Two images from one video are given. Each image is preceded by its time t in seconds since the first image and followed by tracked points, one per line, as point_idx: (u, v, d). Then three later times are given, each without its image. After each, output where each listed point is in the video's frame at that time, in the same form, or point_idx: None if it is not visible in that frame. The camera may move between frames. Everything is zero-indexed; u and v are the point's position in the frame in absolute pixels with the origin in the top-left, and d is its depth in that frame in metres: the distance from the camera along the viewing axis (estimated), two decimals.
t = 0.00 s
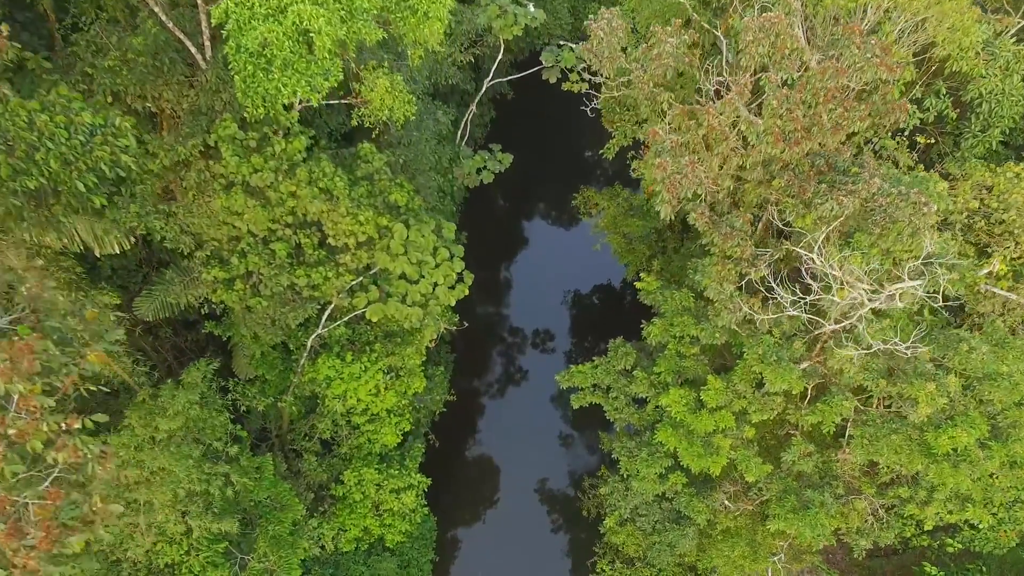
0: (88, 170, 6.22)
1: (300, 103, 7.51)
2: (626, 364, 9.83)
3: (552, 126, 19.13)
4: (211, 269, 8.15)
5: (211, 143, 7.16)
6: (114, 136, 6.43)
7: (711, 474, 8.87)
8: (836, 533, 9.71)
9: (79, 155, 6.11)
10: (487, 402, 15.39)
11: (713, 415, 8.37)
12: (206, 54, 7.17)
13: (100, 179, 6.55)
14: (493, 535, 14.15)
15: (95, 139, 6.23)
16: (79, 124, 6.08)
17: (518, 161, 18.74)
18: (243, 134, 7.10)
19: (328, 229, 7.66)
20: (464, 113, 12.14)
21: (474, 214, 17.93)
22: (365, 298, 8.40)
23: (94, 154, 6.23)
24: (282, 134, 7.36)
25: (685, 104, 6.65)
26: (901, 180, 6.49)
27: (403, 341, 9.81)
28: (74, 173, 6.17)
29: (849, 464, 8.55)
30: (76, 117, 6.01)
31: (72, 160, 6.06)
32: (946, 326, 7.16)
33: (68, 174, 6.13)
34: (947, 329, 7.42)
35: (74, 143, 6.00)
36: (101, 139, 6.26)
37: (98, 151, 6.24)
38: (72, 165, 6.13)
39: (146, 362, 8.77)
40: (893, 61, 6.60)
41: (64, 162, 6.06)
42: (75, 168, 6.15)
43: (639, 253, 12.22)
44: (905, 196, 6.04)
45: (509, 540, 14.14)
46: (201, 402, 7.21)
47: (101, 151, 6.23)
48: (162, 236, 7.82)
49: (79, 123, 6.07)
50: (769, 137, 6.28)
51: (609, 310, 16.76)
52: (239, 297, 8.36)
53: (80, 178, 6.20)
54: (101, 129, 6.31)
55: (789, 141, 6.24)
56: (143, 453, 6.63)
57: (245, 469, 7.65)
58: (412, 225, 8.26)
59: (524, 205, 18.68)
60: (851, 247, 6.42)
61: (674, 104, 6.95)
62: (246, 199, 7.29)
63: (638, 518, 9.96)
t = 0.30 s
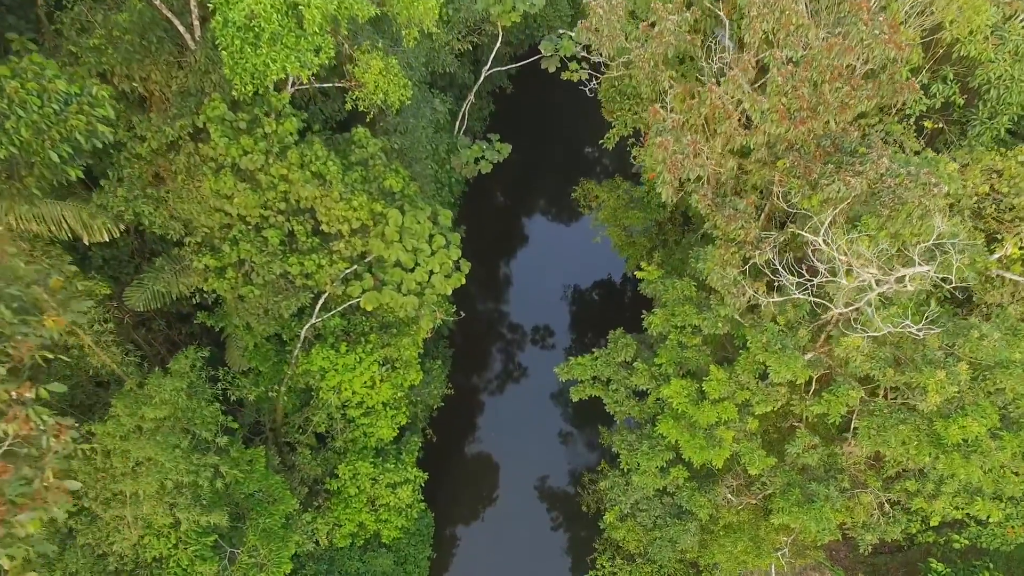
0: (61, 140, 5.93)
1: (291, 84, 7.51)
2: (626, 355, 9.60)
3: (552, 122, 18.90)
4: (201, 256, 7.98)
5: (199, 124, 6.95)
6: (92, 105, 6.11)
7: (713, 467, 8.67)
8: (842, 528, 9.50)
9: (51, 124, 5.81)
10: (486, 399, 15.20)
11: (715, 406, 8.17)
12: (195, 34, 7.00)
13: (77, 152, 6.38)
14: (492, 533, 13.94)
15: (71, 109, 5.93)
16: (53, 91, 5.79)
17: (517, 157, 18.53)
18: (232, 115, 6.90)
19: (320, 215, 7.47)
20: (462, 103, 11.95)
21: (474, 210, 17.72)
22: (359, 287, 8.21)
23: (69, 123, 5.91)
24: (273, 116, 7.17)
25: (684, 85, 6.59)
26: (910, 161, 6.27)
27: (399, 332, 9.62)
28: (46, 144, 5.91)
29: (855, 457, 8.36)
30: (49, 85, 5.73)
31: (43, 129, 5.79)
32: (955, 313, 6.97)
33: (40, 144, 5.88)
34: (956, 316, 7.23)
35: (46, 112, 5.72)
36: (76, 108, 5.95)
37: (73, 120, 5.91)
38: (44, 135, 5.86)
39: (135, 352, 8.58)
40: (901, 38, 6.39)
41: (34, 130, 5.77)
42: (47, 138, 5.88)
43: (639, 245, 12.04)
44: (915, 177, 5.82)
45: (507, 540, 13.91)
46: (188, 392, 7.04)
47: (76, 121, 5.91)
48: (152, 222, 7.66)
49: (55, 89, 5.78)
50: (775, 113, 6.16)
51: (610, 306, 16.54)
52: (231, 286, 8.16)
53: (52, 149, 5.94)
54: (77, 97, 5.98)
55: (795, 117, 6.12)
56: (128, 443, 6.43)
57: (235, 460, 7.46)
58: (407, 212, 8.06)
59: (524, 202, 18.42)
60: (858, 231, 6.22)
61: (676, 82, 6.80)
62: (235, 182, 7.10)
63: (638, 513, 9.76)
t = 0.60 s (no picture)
0: (33, 107, 5.63)
1: (283, 66, 7.39)
2: (627, 346, 9.38)
3: (553, 119, 18.72)
4: (190, 244, 7.79)
5: (188, 105, 6.77)
6: (66, 73, 5.80)
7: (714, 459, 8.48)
8: (847, 522, 9.32)
9: (22, 90, 5.50)
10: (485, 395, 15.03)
11: (717, 397, 7.99)
12: (183, 13, 6.84)
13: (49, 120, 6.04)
14: (491, 531, 13.75)
15: (45, 77, 5.61)
16: (23, 55, 5.42)
17: (518, 154, 18.36)
18: (221, 95, 6.74)
19: (312, 200, 7.29)
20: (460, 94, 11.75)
21: (473, 206, 17.55)
22: (353, 276, 8.02)
23: (42, 91, 5.61)
24: (263, 98, 6.99)
25: (685, 63, 6.45)
26: (919, 141, 6.07)
27: (394, 323, 9.44)
28: (17, 112, 5.58)
29: (859, 449, 8.19)
30: (19, 48, 5.36)
31: (13, 95, 5.46)
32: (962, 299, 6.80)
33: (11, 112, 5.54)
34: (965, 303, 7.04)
35: (17, 78, 5.37)
36: (49, 75, 5.63)
37: (46, 87, 5.61)
38: (14, 102, 5.53)
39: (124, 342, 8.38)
40: (910, 14, 6.20)
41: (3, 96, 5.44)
42: (18, 106, 5.55)
43: (640, 237, 11.86)
44: (924, 156, 5.63)
45: (505, 538, 13.72)
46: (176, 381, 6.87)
47: (49, 88, 5.61)
48: (140, 208, 7.46)
49: (25, 53, 5.42)
50: (778, 91, 6.01)
51: (611, 301, 16.32)
52: (222, 275, 7.96)
53: (24, 118, 5.64)
54: (50, 63, 5.67)
55: (800, 95, 5.97)
56: (113, 432, 6.25)
57: (224, 451, 7.28)
58: (401, 198, 7.88)
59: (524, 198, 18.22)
60: (864, 213, 6.03)
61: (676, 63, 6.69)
62: (224, 164, 6.92)
63: (639, 508, 9.57)
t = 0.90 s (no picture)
0: None
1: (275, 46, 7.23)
2: (628, 338, 9.15)
3: (553, 115, 18.51)
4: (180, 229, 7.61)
5: (176, 86, 6.60)
6: (36, 36, 5.51)
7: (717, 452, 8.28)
8: (852, 517, 9.14)
9: None
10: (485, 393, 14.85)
11: (720, 387, 7.79)
12: None
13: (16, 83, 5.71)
14: (491, 529, 13.55)
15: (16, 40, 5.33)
16: None
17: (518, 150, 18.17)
18: (210, 75, 6.57)
19: (305, 184, 7.11)
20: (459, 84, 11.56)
21: (473, 202, 17.35)
22: (347, 263, 7.84)
23: (9, 52, 5.30)
24: (254, 79, 6.81)
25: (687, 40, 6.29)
26: (929, 120, 5.88)
27: (390, 313, 9.26)
28: None
29: (865, 442, 7.99)
30: None
31: None
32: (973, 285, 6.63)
33: None
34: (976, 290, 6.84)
35: None
36: (18, 36, 5.34)
37: (14, 49, 5.31)
38: None
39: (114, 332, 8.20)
40: None
41: None
42: None
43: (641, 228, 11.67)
44: (935, 134, 5.43)
45: (505, 536, 13.52)
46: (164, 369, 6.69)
47: (16, 49, 5.30)
48: (128, 193, 7.29)
49: None
50: (783, 67, 5.84)
51: (612, 297, 16.10)
52: (214, 263, 7.77)
53: None
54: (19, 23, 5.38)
55: (805, 73, 5.81)
56: (97, 420, 6.08)
57: (214, 442, 7.10)
58: (396, 183, 7.70)
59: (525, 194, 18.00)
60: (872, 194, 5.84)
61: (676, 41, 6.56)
62: (213, 146, 6.74)
63: (639, 503, 9.37)
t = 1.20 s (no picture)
0: None
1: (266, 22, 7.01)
2: (630, 327, 8.94)
3: (554, 111, 18.32)
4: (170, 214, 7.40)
5: (163, 62, 6.39)
6: None
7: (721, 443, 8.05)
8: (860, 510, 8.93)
9: None
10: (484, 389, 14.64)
11: (724, 376, 7.56)
12: None
13: None
14: (490, 526, 13.33)
15: None
16: None
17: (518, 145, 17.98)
18: (198, 50, 6.36)
19: (297, 165, 6.90)
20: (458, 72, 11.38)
21: (473, 196, 17.13)
22: (340, 248, 7.62)
23: None
24: (244, 56, 6.60)
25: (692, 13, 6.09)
26: (943, 94, 5.66)
27: (386, 302, 9.04)
28: None
29: (874, 432, 7.77)
30: None
31: None
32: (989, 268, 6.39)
33: None
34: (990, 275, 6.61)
35: None
36: None
37: None
38: None
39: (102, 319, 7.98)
40: None
41: None
42: None
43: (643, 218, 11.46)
44: (950, 108, 5.20)
45: (505, 533, 13.30)
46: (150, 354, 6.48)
47: None
48: (116, 174, 7.09)
49: None
50: (791, 38, 5.61)
51: (613, 291, 15.88)
52: (204, 248, 7.55)
53: None
54: None
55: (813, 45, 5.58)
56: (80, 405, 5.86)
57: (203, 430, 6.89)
58: (391, 166, 7.48)
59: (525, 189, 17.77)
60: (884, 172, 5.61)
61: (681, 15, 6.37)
62: (201, 124, 6.51)
63: (641, 497, 9.15)
